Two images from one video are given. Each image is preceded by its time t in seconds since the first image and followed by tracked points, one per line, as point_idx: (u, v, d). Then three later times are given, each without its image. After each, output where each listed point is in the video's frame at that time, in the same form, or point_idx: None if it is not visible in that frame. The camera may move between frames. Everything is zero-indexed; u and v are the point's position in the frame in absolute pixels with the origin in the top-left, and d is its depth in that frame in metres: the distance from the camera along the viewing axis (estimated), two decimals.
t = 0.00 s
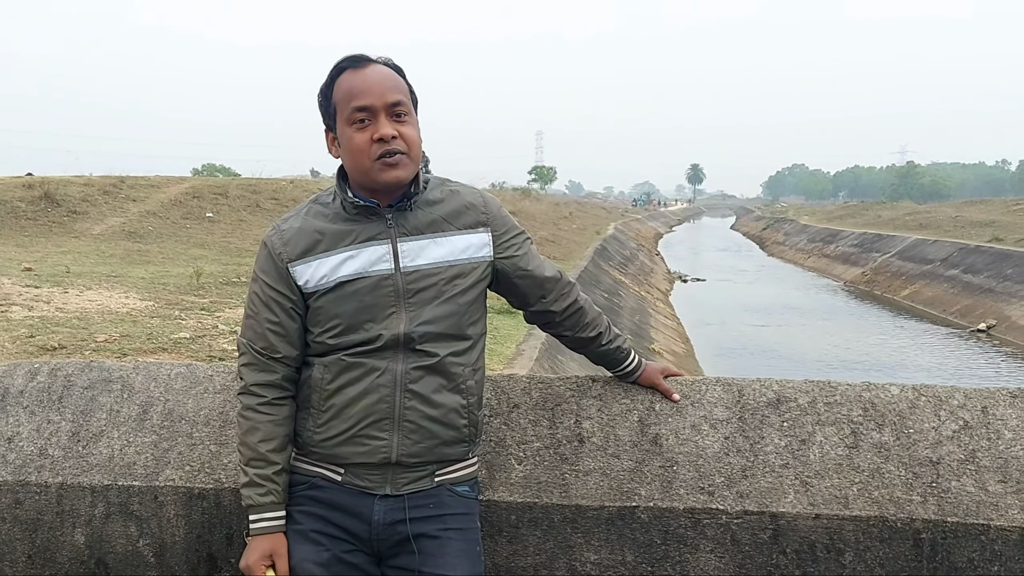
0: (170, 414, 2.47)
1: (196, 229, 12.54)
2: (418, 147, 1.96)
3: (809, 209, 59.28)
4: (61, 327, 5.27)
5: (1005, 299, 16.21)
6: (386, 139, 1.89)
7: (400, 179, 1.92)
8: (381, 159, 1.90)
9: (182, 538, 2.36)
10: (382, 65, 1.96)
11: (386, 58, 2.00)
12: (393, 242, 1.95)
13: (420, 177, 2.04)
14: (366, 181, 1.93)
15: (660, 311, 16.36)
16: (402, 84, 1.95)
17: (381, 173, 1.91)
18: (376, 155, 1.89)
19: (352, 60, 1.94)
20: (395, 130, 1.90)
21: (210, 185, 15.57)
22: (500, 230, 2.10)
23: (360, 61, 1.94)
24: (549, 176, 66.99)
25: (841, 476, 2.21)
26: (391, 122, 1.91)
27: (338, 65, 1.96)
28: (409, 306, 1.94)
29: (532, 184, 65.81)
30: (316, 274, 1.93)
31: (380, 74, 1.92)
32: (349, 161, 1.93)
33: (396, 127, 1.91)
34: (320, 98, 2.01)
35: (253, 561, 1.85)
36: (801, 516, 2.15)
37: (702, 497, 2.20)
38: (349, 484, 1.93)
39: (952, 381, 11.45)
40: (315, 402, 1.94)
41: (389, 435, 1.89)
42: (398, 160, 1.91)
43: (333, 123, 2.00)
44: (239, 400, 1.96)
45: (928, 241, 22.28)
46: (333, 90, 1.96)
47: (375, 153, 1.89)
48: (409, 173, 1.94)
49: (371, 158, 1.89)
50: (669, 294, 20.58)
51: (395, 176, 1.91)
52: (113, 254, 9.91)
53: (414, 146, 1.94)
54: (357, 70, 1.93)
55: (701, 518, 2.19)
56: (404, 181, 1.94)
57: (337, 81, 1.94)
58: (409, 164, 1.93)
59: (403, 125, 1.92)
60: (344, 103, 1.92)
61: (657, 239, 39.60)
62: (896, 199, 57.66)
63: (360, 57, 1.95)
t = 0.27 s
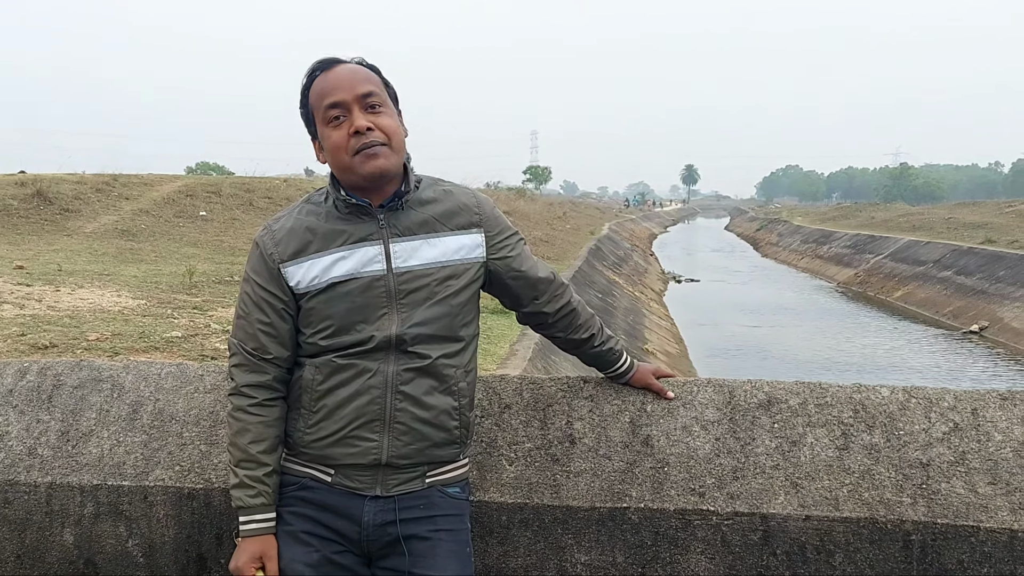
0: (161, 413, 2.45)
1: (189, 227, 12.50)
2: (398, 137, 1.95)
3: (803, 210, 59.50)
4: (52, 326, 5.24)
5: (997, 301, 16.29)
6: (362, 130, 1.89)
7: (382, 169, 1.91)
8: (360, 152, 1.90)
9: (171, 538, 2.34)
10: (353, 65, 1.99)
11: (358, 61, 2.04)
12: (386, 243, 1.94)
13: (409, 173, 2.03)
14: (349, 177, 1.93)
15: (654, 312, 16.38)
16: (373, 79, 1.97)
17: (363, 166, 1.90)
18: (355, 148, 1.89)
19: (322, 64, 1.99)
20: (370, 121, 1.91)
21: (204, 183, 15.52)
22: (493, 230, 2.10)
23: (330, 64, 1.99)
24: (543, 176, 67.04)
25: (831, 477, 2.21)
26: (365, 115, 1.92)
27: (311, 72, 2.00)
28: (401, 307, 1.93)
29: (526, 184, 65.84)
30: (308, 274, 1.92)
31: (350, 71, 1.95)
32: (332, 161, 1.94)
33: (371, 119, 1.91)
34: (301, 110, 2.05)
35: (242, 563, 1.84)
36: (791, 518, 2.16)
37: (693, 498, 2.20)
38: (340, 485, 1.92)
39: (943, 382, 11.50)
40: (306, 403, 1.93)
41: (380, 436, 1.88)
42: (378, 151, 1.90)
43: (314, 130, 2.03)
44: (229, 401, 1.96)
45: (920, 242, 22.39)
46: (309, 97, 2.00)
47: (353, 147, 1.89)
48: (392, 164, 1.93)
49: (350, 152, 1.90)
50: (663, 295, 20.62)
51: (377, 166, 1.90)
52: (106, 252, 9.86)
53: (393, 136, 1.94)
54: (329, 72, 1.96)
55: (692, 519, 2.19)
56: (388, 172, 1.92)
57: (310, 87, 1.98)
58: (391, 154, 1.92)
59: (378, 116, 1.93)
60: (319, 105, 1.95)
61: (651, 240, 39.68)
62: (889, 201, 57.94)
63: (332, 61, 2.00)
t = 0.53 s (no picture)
0: (154, 411, 2.44)
1: (184, 225, 12.45)
2: (387, 142, 1.94)
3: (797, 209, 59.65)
4: (45, 323, 5.21)
5: (991, 299, 16.35)
6: (351, 136, 1.88)
7: (370, 176, 1.91)
8: (349, 157, 1.89)
9: (165, 536, 2.33)
10: (346, 62, 1.96)
11: (353, 55, 2.00)
12: (379, 241, 1.94)
13: (401, 173, 2.02)
14: (339, 180, 1.93)
15: (649, 310, 16.41)
16: (366, 79, 1.94)
17: (351, 172, 1.90)
18: (343, 152, 1.89)
19: (316, 60, 1.96)
20: (361, 126, 1.90)
21: (198, 181, 15.46)
22: (487, 228, 2.09)
23: (325, 61, 1.95)
24: (539, 174, 67.03)
25: (824, 475, 2.22)
26: (356, 119, 1.90)
27: (305, 68, 1.98)
28: (395, 304, 1.93)
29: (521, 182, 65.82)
30: (301, 272, 1.91)
31: (342, 71, 1.92)
32: (322, 162, 1.95)
33: (361, 123, 1.90)
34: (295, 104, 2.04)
35: (236, 561, 1.83)
36: (785, 515, 2.16)
37: (687, 496, 2.20)
38: (333, 482, 1.92)
39: (936, 381, 11.56)
40: (299, 401, 1.92)
41: (374, 433, 1.87)
42: (366, 157, 1.90)
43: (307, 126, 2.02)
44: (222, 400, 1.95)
45: (914, 241, 22.47)
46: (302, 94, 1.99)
47: (342, 152, 1.89)
48: (380, 170, 1.93)
49: (339, 157, 1.89)
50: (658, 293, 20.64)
51: (364, 173, 1.90)
52: (99, 249, 9.82)
53: (383, 142, 1.92)
54: (321, 70, 1.94)
55: (686, 516, 2.19)
56: (375, 178, 1.92)
57: (303, 84, 1.96)
58: (379, 160, 1.92)
59: (369, 121, 1.91)
60: (311, 105, 1.93)
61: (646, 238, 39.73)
62: (883, 200, 58.13)
63: (326, 57, 1.96)
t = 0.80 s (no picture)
0: (145, 409, 2.43)
1: (177, 223, 12.40)
2: (379, 146, 1.93)
3: (791, 207, 59.79)
4: (37, 321, 5.19)
5: (984, 298, 16.42)
6: (343, 139, 1.87)
7: (360, 180, 1.90)
8: (341, 160, 1.88)
9: (156, 535, 2.32)
10: (342, 62, 1.94)
11: (350, 55, 1.98)
12: (370, 240, 1.92)
13: (393, 173, 2.01)
14: (328, 182, 1.93)
15: (643, 308, 16.42)
16: (361, 81, 1.92)
17: (341, 175, 1.90)
18: (335, 155, 1.88)
19: (312, 60, 1.94)
20: (353, 130, 1.89)
21: (191, 179, 15.41)
22: (479, 226, 2.08)
23: (321, 60, 1.94)
24: (533, 172, 67.03)
25: (816, 472, 2.22)
26: (349, 122, 1.89)
27: (300, 64, 1.96)
28: (386, 303, 1.92)
29: (516, 180, 65.86)
30: (292, 272, 1.90)
31: (337, 72, 1.90)
32: (313, 163, 1.94)
33: (354, 127, 1.89)
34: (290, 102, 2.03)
35: (226, 560, 1.82)
36: (776, 513, 2.16)
37: (679, 494, 2.20)
38: (325, 481, 1.91)
39: (928, 378, 11.62)
40: (291, 399, 1.91)
41: (365, 431, 1.86)
42: (357, 160, 1.89)
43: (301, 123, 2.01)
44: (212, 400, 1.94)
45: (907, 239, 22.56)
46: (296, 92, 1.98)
47: (334, 154, 1.88)
48: (371, 174, 1.92)
49: (330, 158, 1.89)
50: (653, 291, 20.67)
51: (355, 177, 1.89)
52: (92, 247, 9.77)
53: (374, 146, 1.91)
54: (316, 69, 1.92)
55: (678, 514, 2.19)
56: (366, 182, 1.91)
57: (298, 82, 1.95)
58: (370, 164, 1.91)
59: (362, 124, 1.90)
60: (304, 105, 1.92)
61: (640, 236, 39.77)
62: (876, 198, 58.33)
63: (322, 55, 1.95)
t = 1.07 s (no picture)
0: (136, 407, 2.41)
1: (171, 221, 12.36)
2: (377, 148, 1.91)
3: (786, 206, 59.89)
4: (30, 319, 5.16)
5: (978, 296, 16.47)
6: (341, 137, 1.85)
7: (352, 178, 1.88)
8: (334, 156, 1.87)
9: (147, 533, 2.30)
10: (352, 59, 1.90)
11: (360, 51, 1.94)
12: (361, 238, 1.92)
13: (386, 171, 1.99)
14: (319, 175, 1.91)
15: (639, 307, 16.43)
16: (368, 81, 1.89)
17: (333, 171, 1.88)
18: (330, 151, 1.86)
19: (322, 49, 1.90)
20: (352, 129, 1.86)
21: (186, 177, 15.35)
22: (470, 224, 2.08)
23: (331, 52, 1.90)
24: (529, 171, 67.03)
25: (808, 470, 2.22)
26: (349, 120, 1.87)
27: (309, 52, 1.92)
28: (377, 301, 1.91)
29: (512, 179, 65.86)
30: (283, 269, 1.89)
31: (345, 69, 1.87)
32: (306, 154, 1.91)
33: (354, 126, 1.86)
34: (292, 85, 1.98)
35: (218, 558, 1.82)
36: (768, 510, 2.16)
37: (671, 492, 2.20)
38: (316, 479, 1.90)
39: (923, 377, 11.66)
40: (281, 397, 1.90)
41: (357, 429, 1.86)
42: (351, 160, 1.88)
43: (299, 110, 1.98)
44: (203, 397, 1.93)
45: (902, 238, 22.61)
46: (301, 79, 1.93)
47: (329, 149, 1.86)
48: (364, 174, 1.91)
49: (325, 153, 1.87)
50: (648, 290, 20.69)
51: (347, 175, 1.88)
52: (86, 245, 9.73)
53: (371, 147, 1.89)
54: (325, 61, 1.88)
55: (670, 512, 2.19)
56: (357, 181, 1.90)
57: (303, 70, 1.91)
58: (364, 165, 1.89)
59: (362, 124, 1.88)
60: (307, 94, 1.89)
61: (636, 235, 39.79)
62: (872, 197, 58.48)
63: (332, 47, 1.90)
